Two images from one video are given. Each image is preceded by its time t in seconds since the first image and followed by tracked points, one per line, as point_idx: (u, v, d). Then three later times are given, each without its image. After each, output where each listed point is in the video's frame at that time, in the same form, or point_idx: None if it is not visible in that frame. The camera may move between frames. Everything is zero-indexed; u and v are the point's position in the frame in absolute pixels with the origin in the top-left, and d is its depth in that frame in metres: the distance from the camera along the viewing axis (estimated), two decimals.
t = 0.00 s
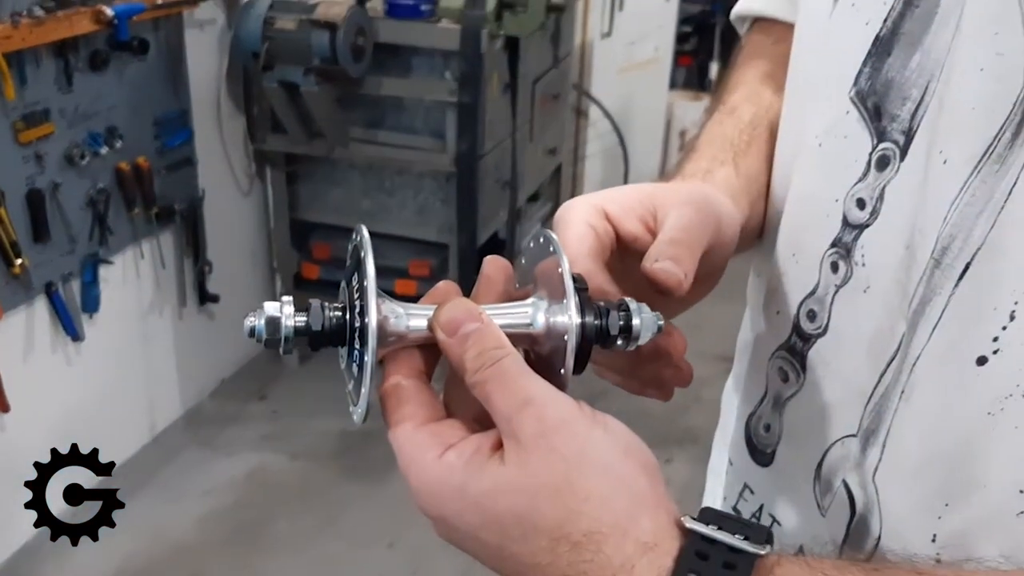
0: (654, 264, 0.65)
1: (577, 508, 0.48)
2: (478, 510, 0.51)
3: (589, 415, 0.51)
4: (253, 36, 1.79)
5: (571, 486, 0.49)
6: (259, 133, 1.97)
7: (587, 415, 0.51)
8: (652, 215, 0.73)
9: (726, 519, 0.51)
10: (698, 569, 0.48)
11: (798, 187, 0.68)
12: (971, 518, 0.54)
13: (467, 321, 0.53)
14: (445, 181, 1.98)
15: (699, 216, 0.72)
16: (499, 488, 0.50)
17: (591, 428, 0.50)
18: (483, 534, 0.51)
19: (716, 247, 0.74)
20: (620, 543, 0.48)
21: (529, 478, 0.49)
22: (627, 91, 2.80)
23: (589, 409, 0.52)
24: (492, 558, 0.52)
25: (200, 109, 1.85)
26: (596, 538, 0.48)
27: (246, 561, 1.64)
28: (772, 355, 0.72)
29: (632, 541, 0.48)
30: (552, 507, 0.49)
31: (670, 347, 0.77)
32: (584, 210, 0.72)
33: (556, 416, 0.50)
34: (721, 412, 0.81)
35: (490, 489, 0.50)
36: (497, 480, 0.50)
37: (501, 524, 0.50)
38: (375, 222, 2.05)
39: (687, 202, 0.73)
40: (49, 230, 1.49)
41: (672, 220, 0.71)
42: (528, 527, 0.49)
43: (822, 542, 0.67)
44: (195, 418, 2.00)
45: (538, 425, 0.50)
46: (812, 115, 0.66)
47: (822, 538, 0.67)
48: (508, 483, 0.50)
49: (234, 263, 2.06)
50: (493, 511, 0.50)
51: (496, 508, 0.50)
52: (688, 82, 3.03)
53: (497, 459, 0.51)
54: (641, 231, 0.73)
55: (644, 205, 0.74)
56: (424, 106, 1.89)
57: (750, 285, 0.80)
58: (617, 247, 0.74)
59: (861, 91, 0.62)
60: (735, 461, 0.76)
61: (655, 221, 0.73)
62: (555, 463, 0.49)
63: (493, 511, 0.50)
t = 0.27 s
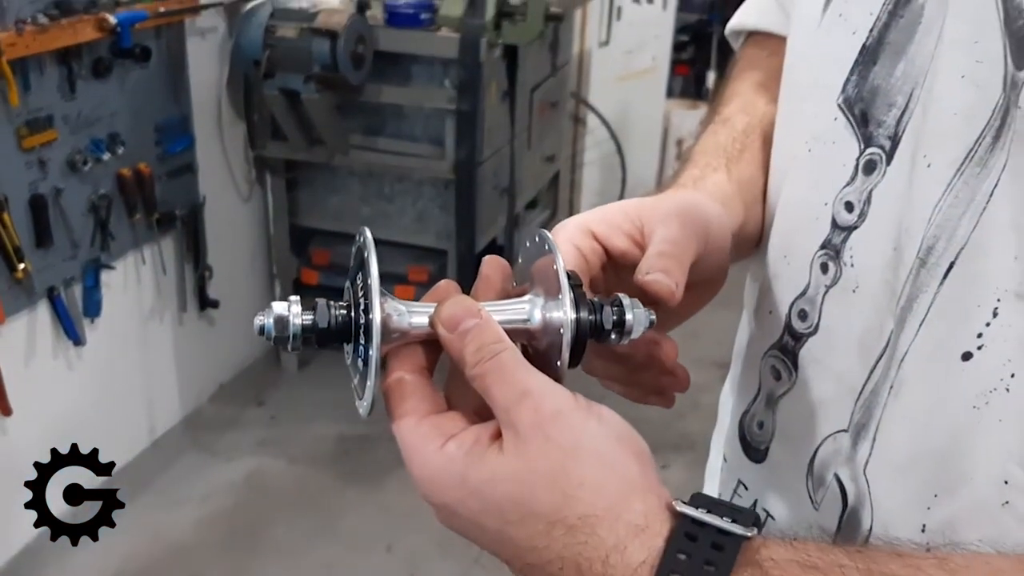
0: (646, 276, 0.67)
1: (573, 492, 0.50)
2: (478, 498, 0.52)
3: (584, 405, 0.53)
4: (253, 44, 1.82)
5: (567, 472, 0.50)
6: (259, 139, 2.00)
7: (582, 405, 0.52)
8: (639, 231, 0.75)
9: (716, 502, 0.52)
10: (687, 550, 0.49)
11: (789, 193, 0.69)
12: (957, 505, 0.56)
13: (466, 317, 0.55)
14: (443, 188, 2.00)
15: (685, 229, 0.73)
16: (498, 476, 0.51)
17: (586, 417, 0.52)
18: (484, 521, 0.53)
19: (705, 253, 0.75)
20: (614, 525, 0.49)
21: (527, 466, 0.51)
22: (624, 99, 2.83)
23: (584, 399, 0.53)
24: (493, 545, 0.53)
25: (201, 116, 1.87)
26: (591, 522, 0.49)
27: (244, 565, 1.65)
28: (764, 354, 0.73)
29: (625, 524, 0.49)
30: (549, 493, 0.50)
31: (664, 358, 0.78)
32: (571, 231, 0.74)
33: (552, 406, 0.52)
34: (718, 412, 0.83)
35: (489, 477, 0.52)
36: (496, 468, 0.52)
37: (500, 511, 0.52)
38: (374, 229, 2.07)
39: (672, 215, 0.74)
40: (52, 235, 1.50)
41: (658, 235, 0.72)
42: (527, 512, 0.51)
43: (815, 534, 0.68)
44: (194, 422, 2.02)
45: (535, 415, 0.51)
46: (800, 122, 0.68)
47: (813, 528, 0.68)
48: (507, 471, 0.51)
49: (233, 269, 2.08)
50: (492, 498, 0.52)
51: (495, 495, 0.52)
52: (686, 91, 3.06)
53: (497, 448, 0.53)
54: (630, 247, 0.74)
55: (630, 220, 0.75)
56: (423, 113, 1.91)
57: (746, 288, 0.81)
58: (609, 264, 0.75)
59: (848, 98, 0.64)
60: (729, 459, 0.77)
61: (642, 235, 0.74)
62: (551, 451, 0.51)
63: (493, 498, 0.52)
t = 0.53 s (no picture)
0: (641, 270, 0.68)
1: (571, 466, 0.51)
2: (479, 474, 0.53)
3: (582, 382, 0.54)
4: (253, 50, 1.82)
5: (565, 447, 0.51)
6: (259, 146, 2.00)
7: (580, 382, 0.53)
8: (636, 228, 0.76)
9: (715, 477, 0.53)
10: (681, 520, 0.50)
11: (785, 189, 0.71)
12: (948, 491, 0.57)
13: (468, 302, 0.57)
14: (442, 194, 2.01)
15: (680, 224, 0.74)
16: (499, 451, 0.53)
17: (585, 393, 0.53)
18: (485, 496, 0.54)
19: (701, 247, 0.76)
20: (611, 498, 0.50)
21: (527, 441, 0.52)
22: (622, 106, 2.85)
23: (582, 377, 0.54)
24: (494, 520, 0.55)
25: (201, 122, 1.88)
26: (588, 495, 0.51)
27: (244, 569, 1.65)
28: (761, 345, 0.75)
29: (621, 497, 0.50)
30: (547, 467, 0.51)
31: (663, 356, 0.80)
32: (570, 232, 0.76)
33: (551, 383, 0.53)
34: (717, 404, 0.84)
35: (490, 452, 0.53)
36: (497, 444, 0.53)
37: (501, 485, 0.53)
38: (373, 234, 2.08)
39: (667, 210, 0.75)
40: (53, 240, 1.52)
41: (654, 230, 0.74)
42: (526, 487, 0.52)
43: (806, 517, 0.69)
44: (194, 428, 2.02)
45: (535, 392, 0.53)
46: (793, 119, 0.70)
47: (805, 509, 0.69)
48: (508, 446, 0.52)
49: (233, 274, 2.09)
50: (493, 473, 0.53)
51: (496, 470, 0.53)
52: (682, 98, 3.08)
53: (497, 425, 0.54)
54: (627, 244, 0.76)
55: (626, 217, 0.76)
56: (423, 120, 1.93)
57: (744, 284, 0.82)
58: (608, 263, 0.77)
59: (841, 95, 0.66)
60: (727, 450, 0.79)
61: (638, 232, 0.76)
62: (550, 426, 0.52)
63: (493, 473, 0.53)
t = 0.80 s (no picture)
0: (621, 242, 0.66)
1: (588, 421, 0.52)
2: (497, 436, 0.54)
3: (591, 342, 0.55)
4: (247, 44, 1.84)
5: (582, 403, 0.53)
6: (253, 142, 2.00)
7: (590, 343, 0.55)
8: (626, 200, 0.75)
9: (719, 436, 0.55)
10: (696, 471, 0.51)
11: (783, 165, 0.72)
12: (951, 456, 0.58)
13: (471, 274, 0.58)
14: (437, 190, 2.01)
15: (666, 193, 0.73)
16: (516, 412, 0.53)
17: (595, 352, 0.54)
18: (501, 460, 0.54)
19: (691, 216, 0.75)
20: (628, 450, 0.52)
21: (543, 400, 0.53)
22: (615, 103, 2.86)
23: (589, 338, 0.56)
24: (509, 484, 0.55)
25: (194, 117, 1.88)
26: (606, 448, 0.52)
27: (239, 564, 1.65)
28: (762, 320, 0.75)
29: (639, 448, 0.52)
30: (565, 424, 0.52)
31: (670, 338, 0.78)
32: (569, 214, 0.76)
33: (563, 344, 0.54)
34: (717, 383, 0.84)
35: (508, 413, 0.54)
36: (514, 405, 0.53)
37: (518, 446, 0.54)
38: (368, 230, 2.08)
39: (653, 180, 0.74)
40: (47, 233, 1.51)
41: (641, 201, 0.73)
42: (544, 445, 0.53)
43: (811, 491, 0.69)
44: (188, 424, 2.02)
45: (549, 353, 0.54)
46: (789, 92, 0.71)
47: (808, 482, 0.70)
48: (525, 406, 0.53)
49: (226, 270, 2.09)
50: (511, 434, 0.54)
51: (514, 430, 0.53)
52: (675, 96, 3.09)
53: (511, 387, 0.55)
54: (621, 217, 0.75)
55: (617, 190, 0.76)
56: (417, 115, 1.93)
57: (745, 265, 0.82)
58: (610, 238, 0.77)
59: (842, 68, 0.67)
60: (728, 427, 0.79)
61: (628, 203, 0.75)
62: (566, 385, 0.53)
63: (511, 435, 0.54)
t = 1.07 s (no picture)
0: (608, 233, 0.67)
1: (587, 400, 0.53)
2: (497, 424, 0.55)
3: (584, 324, 0.56)
4: (238, 43, 1.82)
5: (579, 383, 0.53)
6: (244, 140, 2.00)
7: (583, 325, 0.56)
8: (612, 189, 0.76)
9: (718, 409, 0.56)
10: (698, 444, 0.52)
11: (778, 154, 0.73)
12: (946, 435, 0.59)
13: (455, 268, 0.59)
14: (428, 188, 2.02)
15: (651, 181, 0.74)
16: (514, 399, 0.54)
17: (589, 334, 0.55)
18: (503, 446, 0.55)
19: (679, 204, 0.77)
20: (630, 427, 0.53)
21: (539, 385, 0.54)
22: (605, 102, 2.87)
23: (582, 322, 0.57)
24: (512, 471, 0.56)
25: (186, 115, 1.88)
26: (606, 425, 0.53)
27: (232, 562, 1.66)
28: (755, 309, 0.76)
29: (640, 423, 0.53)
30: (563, 406, 0.53)
31: (619, 325, 0.79)
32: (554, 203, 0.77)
33: (556, 328, 0.55)
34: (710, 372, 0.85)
35: (506, 399, 0.54)
36: (511, 392, 0.54)
37: (519, 432, 0.54)
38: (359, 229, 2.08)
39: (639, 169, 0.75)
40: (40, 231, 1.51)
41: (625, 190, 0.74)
42: (544, 428, 0.54)
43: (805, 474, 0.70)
44: (180, 423, 2.02)
45: (544, 337, 0.55)
46: (784, 80, 0.72)
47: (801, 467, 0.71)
48: (523, 391, 0.54)
49: (218, 270, 2.09)
50: (510, 420, 0.54)
51: (513, 416, 0.54)
52: (666, 95, 3.10)
53: (508, 373, 0.55)
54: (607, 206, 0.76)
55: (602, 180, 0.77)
56: (409, 113, 1.94)
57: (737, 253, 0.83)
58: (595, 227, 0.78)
59: (837, 55, 0.68)
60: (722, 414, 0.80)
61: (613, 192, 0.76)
62: (561, 368, 0.54)
63: (510, 421, 0.54)
